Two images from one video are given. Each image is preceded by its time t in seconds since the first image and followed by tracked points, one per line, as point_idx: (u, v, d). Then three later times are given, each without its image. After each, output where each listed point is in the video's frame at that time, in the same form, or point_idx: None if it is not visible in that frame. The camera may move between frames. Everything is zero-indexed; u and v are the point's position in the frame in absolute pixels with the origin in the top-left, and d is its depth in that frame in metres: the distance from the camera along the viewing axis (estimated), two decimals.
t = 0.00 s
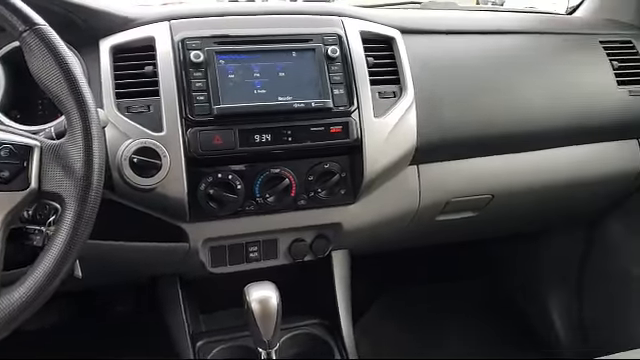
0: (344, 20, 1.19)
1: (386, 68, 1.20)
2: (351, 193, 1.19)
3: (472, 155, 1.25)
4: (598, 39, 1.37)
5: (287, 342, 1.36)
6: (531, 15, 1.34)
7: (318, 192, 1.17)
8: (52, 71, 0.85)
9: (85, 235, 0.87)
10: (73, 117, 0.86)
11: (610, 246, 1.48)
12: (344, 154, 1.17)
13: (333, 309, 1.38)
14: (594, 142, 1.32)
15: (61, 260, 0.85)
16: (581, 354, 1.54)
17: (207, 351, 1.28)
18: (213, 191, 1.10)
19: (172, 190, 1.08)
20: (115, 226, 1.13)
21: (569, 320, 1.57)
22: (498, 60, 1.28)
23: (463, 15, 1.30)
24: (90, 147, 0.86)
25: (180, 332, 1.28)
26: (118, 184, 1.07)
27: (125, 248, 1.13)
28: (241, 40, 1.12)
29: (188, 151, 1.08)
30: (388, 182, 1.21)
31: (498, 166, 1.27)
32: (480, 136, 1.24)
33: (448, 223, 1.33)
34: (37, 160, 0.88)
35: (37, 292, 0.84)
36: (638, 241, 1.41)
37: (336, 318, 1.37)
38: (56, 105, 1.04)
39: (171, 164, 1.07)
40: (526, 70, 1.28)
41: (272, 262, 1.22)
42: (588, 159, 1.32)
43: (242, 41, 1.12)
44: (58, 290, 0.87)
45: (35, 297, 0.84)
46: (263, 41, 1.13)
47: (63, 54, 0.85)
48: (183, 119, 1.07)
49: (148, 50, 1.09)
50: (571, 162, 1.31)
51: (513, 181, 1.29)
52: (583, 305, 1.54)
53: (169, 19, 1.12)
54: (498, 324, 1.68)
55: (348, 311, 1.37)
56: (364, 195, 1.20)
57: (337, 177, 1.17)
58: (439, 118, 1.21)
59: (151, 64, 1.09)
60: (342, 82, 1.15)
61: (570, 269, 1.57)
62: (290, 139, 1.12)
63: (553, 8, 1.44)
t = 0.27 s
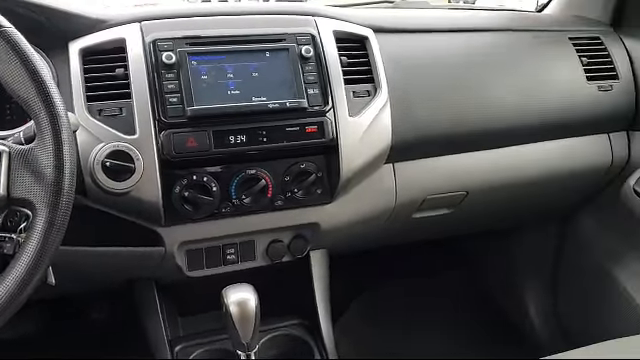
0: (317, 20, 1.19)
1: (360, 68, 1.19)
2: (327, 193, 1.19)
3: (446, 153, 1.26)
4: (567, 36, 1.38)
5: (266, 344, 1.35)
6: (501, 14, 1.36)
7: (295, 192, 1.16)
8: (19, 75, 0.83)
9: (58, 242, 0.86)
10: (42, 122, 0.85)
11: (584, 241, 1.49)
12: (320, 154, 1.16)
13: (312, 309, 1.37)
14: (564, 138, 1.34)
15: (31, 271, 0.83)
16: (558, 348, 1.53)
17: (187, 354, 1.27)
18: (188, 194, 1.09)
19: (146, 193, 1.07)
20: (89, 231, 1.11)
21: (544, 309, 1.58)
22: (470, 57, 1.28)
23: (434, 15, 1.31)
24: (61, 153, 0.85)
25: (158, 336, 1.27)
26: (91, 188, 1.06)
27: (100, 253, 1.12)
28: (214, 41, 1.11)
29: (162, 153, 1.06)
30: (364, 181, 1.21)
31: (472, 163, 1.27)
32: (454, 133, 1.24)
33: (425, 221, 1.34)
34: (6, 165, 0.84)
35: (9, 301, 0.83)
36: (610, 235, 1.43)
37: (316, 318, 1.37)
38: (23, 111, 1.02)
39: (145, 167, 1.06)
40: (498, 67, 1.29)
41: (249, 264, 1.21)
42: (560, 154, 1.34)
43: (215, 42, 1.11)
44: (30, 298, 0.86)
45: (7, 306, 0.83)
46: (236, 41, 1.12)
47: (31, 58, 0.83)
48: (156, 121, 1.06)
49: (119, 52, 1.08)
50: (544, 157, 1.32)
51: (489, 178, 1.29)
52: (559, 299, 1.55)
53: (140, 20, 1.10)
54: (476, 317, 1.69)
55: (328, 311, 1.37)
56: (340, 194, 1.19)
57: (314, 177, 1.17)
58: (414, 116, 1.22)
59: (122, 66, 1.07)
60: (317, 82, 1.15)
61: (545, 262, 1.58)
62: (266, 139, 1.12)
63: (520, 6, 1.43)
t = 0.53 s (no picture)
0: (301, 19, 1.18)
1: (345, 67, 1.19)
2: (315, 193, 1.18)
3: (432, 151, 1.26)
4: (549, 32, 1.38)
5: (256, 345, 1.34)
6: (485, 11, 1.36)
7: (283, 192, 1.16)
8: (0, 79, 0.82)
9: (42, 248, 0.85)
10: (25, 128, 0.84)
11: (572, 236, 1.49)
12: (307, 154, 1.16)
13: (302, 309, 1.37)
14: (549, 133, 1.34)
15: (16, 278, 0.82)
16: (546, 344, 1.54)
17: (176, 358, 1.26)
18: (174, 196, 1.08)
19: (132, 196, 1.06)
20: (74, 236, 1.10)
21: (532, 304, 1.59)
22: (454, 55, 1.28)
23: (418, 13, 1.31)
24: (45, 159, 0.84)
25: (147, 340, 1.26)
26: (76, 193, 1.05)
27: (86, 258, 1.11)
28: (198, 42, 1.11)
29: (147, 156, 1.06)
30: (351, 180, 1.21)
31: (458, 161, 1.28)
32: (440, 131, 1.24)
33: (413, 219, 1.33)
34: None
35: None
36: (597, 231, 1.44)
37: (305, 318, 1.37)
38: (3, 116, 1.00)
39: (130, 170, 1.05)
40: (482, 64, 1.29)
41: (238, 265, 1.20)
42: (544, 150, 1.34)
43: (198, 43, 1.11)
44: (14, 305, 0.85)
45: None
46: (219, 42, 1.12)
47: (12, 62, 0.82)
48: (141, 124, 1.05)
49: (102, 54, 1.07)
50: (529, 153, 1.33)
51: (475, 175, 1.29)
52: (548, 295, 1.56)
53: (122, 23, 1.09)
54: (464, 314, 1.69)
55: (317, 312, 1.36)
56: (328, 194, 1.19)
57: (301, 177, 1.16)
58: (400, 115, 1.21)
59: (105, 69, 1.06)
60: (302, 81, 1.14)
61: (533, 257, 1.59)
62: (252, 140, 1.11)
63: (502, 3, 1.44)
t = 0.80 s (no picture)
0: (277, 19, 1.18)
1: (322, 66, 1.19)
2: (295, 193, 1.17)
3: (409, 148, 1.26)
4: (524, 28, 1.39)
5: (239, 348, 1.35)
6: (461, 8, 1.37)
7: (262, 193, 1.15)
8: None
9: (16, 256, 0.83)
10: None
11: (550, 230, 1.50)
12: (286, 154, 1.15)
13: (284, 311, 1.36)
14: (525, 128, 1.35)
15: None
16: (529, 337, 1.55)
17: None
18: (152, 200, 1.07)
19: (109, 201, 1.04)
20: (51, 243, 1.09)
21: (514, 298, 1.59)
22: (430, 53, 1.28)
23: (394, 11, 1.31)
24: (17, 164, 0.83)
25: (129, 346, 1.25)
26: (51, 199, 1.03)
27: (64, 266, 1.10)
28: (172, 43, 1.09)
29: (123, 160, 1.04)
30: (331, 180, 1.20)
31: (436, 158, 1.28)
32: (417, 129, 1.24)
33: (393, 217, 1.33)
34: None
35: None
36: (574, 223, 1.45)
37: (288, 319, 1.36)
38: None
39: (107, 175, 1.04)
40: (458, 61, 1.29)
41: (218, 268, 1.19)
42: (522, 144, 1.35)
43: (173, 44, 1.09)
44: None
45: None
46: (194, 43, 1.11)
47: None
48: (116, 128, 1.04)
49: (75, 57, 1.05)
50: (506, 148, 1.33)
51: (452, 172, 1.29)
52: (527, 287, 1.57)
53: (95, 25, 1.08)
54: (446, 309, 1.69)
55: (300, 312, 1.36)
56: (308, 193, 1.18)
57: (281, 177, 1.15)
58: (378, 113, 1.21)
59: (78, 72, 1.05)
60: (279, 81, 1.14)
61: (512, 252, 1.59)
62: (230, 141, 1.10)
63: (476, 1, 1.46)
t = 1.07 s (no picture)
0: (236, 20, 1.16)
1: (283, 66, 1.18)
2: (259, 195, 1.16)
3: (368, 149, 1.25)
4: (481, 27, 1.40)
5: (206, 353, 1.35)
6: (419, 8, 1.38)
7: (225, 196, 1.13)
8: None
9: None
10: None
11: (510, 224, 1.52)
12: (249, 155, 1.14)
13: (249, 314, 1.36)
14: (483, 126, 1.36)
15: None
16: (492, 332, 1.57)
17: None
18: (112, 205, 1.05)
19: (67, 207, 1.02)
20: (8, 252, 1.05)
21: (478, 293, 1.61)
22: (390, 53, 1.28)
23: (354, 12, 1.31)
24: None
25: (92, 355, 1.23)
26: (7, 207, 1.00)
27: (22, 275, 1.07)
28: (129, 45, 1.07)
29: (82, 165, 1.02)
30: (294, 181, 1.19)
31: (398, 157, 1.28)
32: (377, 129, 1.24)
33: (357, 217, 1.33)
34: None
35: None
36: (532, 217, 1.47)
37: (254, 323, 1.36)
38: None
39: (65, 181, 1.01)
40: (415, 60, 1.29)
41: (182, 273, 1.18)
42: (482, 142, 1.36)
43: (130, 47, 1.07)
44: None
45: None
46: (152, 45, 1.09)
47: None
48: (73, 132, 1.01)
49: (28, 61, 1.02)
50: (467, 146, 1.34)
51: (411, 171, 1.30)
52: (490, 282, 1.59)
53: (49, 28, 1.05)
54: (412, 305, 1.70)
55: (266, 315, 1.35)
56: (272, 195, 1.17)
57: (244, 179, 1.14)
58: (339, 113, 1.21)
59: (32, 76, 1.02)
60: (240, 82, 1.12)
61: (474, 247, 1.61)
62: (191, 143, 1.08)
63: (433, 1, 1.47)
